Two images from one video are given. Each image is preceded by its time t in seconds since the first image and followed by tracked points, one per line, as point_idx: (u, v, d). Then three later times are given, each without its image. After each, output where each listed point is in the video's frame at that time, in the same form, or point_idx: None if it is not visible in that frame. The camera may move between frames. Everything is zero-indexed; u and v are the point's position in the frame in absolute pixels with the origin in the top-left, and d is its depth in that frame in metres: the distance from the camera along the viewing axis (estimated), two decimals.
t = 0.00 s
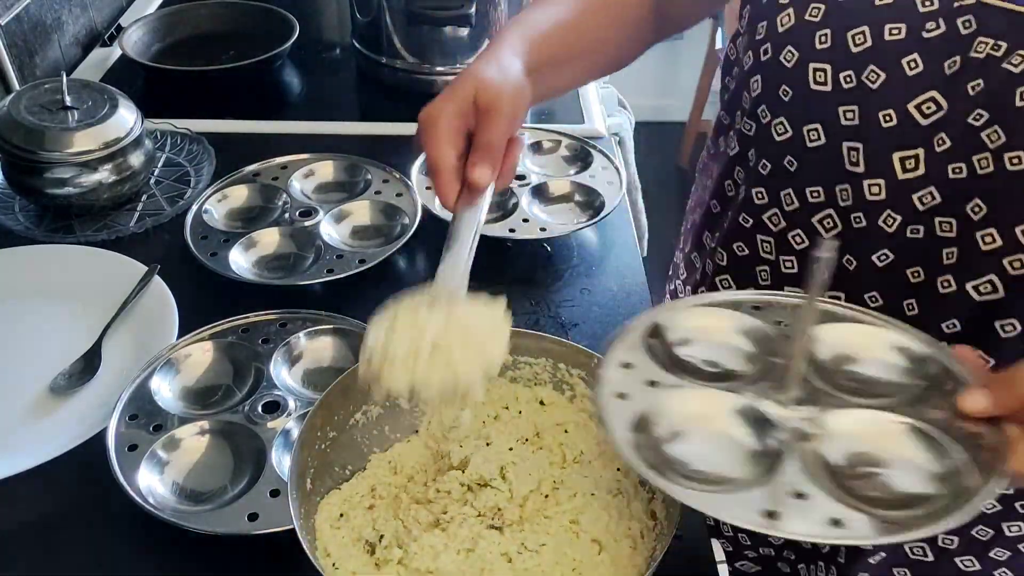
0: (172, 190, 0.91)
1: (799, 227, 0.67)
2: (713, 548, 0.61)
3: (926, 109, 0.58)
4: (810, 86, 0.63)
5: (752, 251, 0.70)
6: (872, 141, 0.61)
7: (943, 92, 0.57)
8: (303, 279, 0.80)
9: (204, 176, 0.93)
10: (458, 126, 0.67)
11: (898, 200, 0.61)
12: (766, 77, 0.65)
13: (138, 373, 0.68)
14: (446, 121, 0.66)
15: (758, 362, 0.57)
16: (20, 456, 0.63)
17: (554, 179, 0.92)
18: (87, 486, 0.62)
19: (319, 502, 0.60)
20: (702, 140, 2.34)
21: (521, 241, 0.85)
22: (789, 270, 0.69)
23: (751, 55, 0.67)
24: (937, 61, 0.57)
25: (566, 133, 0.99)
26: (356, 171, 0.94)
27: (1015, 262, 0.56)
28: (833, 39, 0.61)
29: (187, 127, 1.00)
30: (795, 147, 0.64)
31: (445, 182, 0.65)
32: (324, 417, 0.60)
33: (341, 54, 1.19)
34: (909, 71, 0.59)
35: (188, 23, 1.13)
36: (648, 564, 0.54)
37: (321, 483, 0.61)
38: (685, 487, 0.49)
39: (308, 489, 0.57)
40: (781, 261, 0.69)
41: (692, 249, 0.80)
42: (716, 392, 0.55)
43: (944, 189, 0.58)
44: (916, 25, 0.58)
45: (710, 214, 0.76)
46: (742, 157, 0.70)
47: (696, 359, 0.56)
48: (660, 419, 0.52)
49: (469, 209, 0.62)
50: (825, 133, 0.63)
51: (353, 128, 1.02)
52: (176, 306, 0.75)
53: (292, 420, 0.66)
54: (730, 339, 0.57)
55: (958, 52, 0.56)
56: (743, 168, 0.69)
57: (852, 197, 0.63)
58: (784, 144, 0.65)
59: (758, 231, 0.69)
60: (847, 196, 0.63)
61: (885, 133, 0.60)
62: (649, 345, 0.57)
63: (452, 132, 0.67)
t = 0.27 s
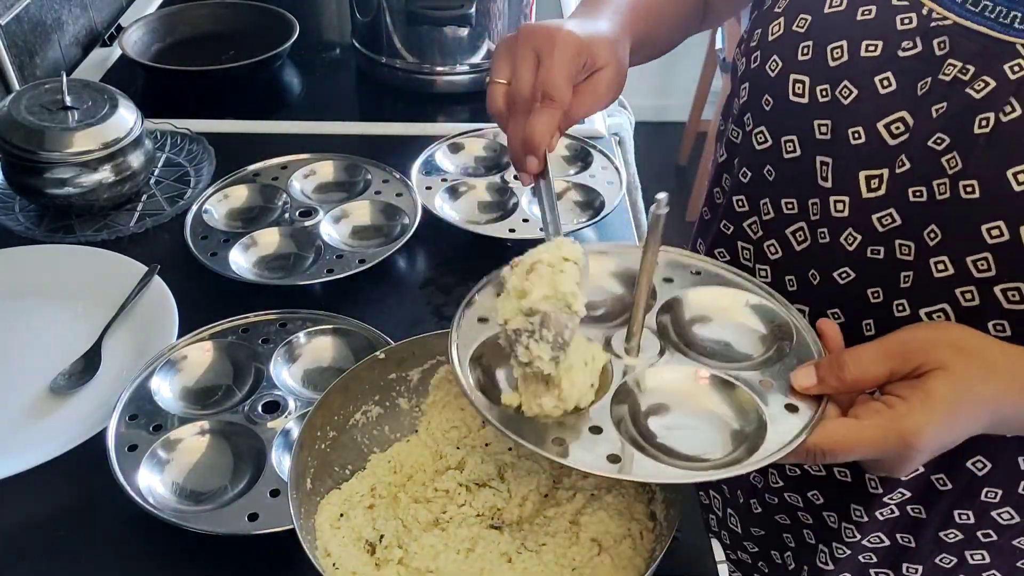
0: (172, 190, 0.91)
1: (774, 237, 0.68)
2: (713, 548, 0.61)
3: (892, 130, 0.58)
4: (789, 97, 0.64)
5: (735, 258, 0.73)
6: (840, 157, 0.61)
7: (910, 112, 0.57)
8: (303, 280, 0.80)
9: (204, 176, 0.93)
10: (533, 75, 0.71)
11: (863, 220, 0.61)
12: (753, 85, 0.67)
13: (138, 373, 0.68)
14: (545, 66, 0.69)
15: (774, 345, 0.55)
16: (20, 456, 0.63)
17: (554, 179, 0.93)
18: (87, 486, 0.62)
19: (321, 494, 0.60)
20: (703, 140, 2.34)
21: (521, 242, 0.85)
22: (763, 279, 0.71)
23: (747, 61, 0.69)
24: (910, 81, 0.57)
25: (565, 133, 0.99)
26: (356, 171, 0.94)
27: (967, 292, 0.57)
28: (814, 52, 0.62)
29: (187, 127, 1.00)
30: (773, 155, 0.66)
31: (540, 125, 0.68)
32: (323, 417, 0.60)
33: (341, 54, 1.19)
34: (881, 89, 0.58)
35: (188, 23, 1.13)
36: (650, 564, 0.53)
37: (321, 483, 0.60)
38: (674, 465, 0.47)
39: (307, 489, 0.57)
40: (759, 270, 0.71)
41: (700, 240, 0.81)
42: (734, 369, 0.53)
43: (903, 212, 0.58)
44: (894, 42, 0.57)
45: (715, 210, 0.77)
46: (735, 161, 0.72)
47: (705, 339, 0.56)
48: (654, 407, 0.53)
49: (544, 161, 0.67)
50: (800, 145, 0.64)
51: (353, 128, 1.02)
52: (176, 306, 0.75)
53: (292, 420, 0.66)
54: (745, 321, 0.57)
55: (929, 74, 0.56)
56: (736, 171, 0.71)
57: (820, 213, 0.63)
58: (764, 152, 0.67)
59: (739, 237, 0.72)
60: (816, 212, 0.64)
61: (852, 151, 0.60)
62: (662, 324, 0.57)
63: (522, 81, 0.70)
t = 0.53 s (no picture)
0: (172, 190, 0.91)
1: (766, 244, 0.68)
2: (713, 548, 0.61)
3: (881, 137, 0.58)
4: (776, 105, 0.64)
5: (726, 266, 0.73)
6: (830, 164, 0.61)
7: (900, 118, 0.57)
8: (303, 279, 0.80)
9: (204, 176, 0.93)
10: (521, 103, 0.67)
11: (854, 228, 0.61)
12: (741, 92, 0.67)
13: (138, 373, 0.68)
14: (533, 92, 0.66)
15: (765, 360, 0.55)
16: (21, 456, 0.63)
17: (554, 178, 0.93)
18: (88, 486, 0.62)
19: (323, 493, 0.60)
20: (703, 139, 2.34)
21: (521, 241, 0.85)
22: (757, 287, 0.70)
23: (733, 69, 0.69)
24: (897, 87, 0.57)
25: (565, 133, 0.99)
26: (356, 171, 0.94)
27: (960, 300, 0.57)
28: (801, 59, 0.62)
29: (187, 127, 1.00)
30: (763, 163, 0.66)
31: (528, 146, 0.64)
32: (324, 417, 0.60)
33: (341, 54, 1.19)
34: (870, 96, 0.58)
35: (188, 23, 1.13)
36: (649, 564, 0.53)
37: (321, 483, 0.60)
38: (663, 486, 0.47)
39: (308, 489, 0.57)
40: (751, 278, 0.70)
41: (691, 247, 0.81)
42: (726, 386, 0.53)
43: (895, 219, 0.58)
44: (881, 48, 0.58)
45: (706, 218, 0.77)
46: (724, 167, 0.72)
47: (697, 356, 0.56)
48: (643, 425, 0.52)
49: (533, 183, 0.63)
50: (789, 153, 0.64)
51: (353, 128, 1.02)
52: (175, 306, 0.75)
53: (292, 420, 0.66)
54: (735, 334, 0.57)
55: (918, 80, 0.56)
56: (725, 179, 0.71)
57: (811, 220, 0.63)
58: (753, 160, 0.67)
59: (730, 245, 0.71)
60: (807, 220, 0.63)
61: (842, 158, 0.60)
62: (650, 338, 0.57)
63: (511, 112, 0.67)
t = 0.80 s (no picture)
0: (172, 190, 0.91)
1: (763, 249, 0.68)
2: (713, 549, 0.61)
3: (878, 142, 0.58)
4: (773, 110, 0.64)
5: (722, 270, 0.73)
6: (826, 168, 0.61)
7: (898, 122, 0.57)
8: (303, 280, 0.80)
9: (204, 176, 0.93)
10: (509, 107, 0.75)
11: (851, 233, 0.61)
12: (737, 96, 0.68)
13: (138, 373, 0.68)
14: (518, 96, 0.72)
15: (770, 389, 0.56)
16: (21, 456, 0.63)
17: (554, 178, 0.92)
18: (87, 486, 0.62)
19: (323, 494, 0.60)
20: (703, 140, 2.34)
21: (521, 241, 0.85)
22: (753, 292, 0.70)
23: (728, 74, 0.70)
24: (893, 91, 0.57)
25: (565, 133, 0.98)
26: (356, 171, 0.94)
27: (958, 304, 0.57)
28: (797, 63, 0.63)
29: (187, 127, 1.00)
30: (760, 168, 0.66)
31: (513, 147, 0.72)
32: (323, 417, 0.60)
33: (341, 54, 1.19)
34: (867, 100, 0.59)
35: (188, 23, 1.13)
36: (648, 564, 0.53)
37: (321, 483, 0.60)
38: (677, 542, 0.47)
39: (308, 489, 0.57)
40: (747, 282, 0.70)
41: (688, 252, 0.81)
42: (734, 423, 0.54)
43: (892, 222, 0.58)
44: (878, 53, 0.58)
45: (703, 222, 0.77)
46: (721, 172, 0.72)
47: (705, 395, 0.57)
48: (653, 477, 0.52)
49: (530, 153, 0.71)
50: (786, 157, 0.64)
51: (353, 128, 1.02)
52: (175, 307, 0.75)
53: (292, 420, 0.66)
54: (741, 364, 0.57)
55: (915, 83, 0.56)
56: (722, 184, 0.72)
57: (808, 225, 0.63)
58: (750, 165, 0.67)
59: (726, 250, 0.71)
60: (804, 224, 0.64)
61: (839, 162, 0.60)
62: (655, 373, 0.58)
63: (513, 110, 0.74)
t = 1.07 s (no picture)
0: (172, 190, 0.91)
1: (790, 265, 0.71)
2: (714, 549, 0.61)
3: (921, 156, 0.61)
4: (805, 123, 0.67)
5: (744, 284, 0.75)
6: (866, 183, 0.64)
7: (942, 138, 0.60)
8: (303, 279, 0.80)
9: (204, 176, 0.93)
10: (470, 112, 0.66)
11: (896, 250, 0.64)
12: (758, 107, 0.70)
13: (139, 372, 0.68)
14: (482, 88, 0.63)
15: (834, 457, 0.48)
16: (20, 456, 0.63)
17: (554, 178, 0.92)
18: (87, 486, 0.61)
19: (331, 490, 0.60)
20: (702, 140, 2.34)
21: (522, 242, 0.85)
22: (779, 307, 0.73)
23: (745, 84, 0.72)
24: (937, 105, 0.60)
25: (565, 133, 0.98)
26: (356, 171, 0.94)
27: (1014, 321, 0.60)
28: (828, 75, 0.65)
29: (187, 127, 1.00)
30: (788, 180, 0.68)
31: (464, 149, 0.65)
32: (330, 413, 0.59)
33: (341, 54, 1.19)
34: (908, 113, 0.61)
35: (188, 22, 1.13)
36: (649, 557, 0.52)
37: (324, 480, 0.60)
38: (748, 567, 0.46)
39: (312, 479, 0.57)
40: (772, 298, 0.73)
41: (702, 264, 0.83)
42: (787, 490, 0.47)
43: (939, 239, 0.62)
44: (919, 64, 0.60)
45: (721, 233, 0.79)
46: (741, 183, 0.74)
47: (759, 454, 0.49)
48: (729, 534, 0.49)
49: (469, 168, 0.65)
50: (817, 171, 0.66)
51: (352, 128, 1.02)
52: (176, 307, 0.75)
53: (293, 420, 0.66)
54: (801, 426, 0.49)
55: (960, 96, 0.59)
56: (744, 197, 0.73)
57: (844, 240, 0.67)
58: (777, 177, 0.69)
59: (749, 264, 0.73)
60: (840, 239, 0.67)
61: (881, 177, 0.63)
62: (705, 428, 0.48)
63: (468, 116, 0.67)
